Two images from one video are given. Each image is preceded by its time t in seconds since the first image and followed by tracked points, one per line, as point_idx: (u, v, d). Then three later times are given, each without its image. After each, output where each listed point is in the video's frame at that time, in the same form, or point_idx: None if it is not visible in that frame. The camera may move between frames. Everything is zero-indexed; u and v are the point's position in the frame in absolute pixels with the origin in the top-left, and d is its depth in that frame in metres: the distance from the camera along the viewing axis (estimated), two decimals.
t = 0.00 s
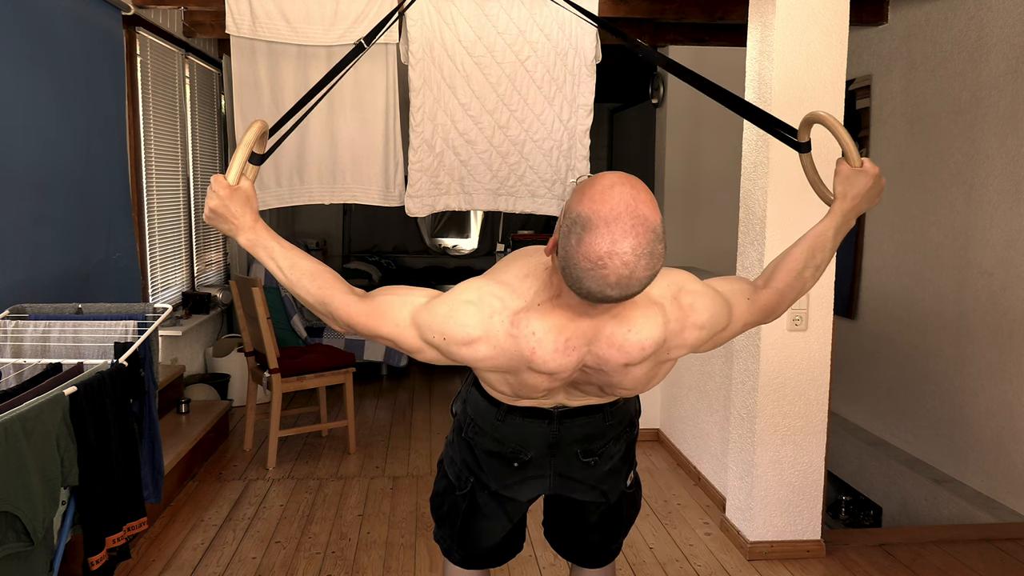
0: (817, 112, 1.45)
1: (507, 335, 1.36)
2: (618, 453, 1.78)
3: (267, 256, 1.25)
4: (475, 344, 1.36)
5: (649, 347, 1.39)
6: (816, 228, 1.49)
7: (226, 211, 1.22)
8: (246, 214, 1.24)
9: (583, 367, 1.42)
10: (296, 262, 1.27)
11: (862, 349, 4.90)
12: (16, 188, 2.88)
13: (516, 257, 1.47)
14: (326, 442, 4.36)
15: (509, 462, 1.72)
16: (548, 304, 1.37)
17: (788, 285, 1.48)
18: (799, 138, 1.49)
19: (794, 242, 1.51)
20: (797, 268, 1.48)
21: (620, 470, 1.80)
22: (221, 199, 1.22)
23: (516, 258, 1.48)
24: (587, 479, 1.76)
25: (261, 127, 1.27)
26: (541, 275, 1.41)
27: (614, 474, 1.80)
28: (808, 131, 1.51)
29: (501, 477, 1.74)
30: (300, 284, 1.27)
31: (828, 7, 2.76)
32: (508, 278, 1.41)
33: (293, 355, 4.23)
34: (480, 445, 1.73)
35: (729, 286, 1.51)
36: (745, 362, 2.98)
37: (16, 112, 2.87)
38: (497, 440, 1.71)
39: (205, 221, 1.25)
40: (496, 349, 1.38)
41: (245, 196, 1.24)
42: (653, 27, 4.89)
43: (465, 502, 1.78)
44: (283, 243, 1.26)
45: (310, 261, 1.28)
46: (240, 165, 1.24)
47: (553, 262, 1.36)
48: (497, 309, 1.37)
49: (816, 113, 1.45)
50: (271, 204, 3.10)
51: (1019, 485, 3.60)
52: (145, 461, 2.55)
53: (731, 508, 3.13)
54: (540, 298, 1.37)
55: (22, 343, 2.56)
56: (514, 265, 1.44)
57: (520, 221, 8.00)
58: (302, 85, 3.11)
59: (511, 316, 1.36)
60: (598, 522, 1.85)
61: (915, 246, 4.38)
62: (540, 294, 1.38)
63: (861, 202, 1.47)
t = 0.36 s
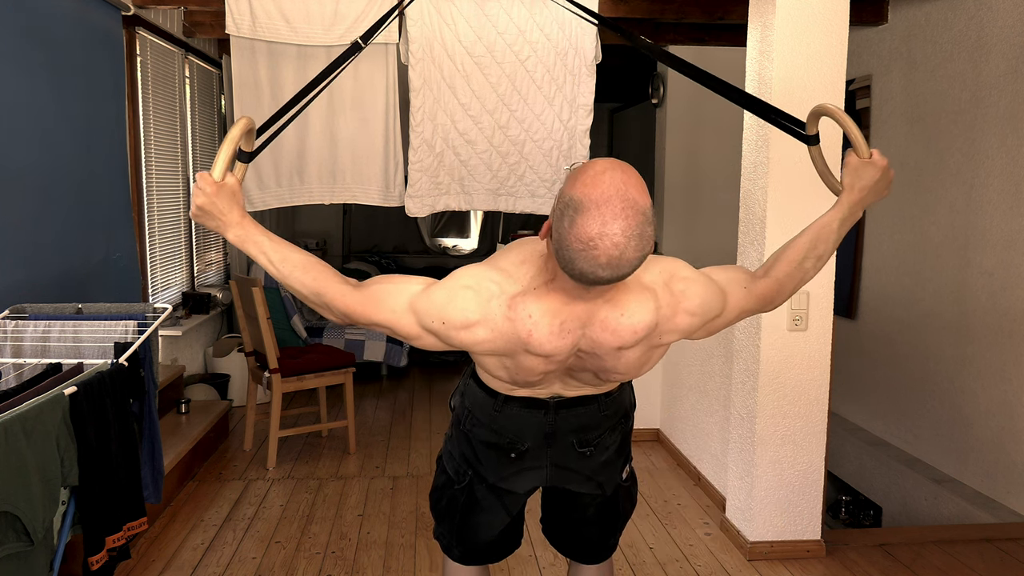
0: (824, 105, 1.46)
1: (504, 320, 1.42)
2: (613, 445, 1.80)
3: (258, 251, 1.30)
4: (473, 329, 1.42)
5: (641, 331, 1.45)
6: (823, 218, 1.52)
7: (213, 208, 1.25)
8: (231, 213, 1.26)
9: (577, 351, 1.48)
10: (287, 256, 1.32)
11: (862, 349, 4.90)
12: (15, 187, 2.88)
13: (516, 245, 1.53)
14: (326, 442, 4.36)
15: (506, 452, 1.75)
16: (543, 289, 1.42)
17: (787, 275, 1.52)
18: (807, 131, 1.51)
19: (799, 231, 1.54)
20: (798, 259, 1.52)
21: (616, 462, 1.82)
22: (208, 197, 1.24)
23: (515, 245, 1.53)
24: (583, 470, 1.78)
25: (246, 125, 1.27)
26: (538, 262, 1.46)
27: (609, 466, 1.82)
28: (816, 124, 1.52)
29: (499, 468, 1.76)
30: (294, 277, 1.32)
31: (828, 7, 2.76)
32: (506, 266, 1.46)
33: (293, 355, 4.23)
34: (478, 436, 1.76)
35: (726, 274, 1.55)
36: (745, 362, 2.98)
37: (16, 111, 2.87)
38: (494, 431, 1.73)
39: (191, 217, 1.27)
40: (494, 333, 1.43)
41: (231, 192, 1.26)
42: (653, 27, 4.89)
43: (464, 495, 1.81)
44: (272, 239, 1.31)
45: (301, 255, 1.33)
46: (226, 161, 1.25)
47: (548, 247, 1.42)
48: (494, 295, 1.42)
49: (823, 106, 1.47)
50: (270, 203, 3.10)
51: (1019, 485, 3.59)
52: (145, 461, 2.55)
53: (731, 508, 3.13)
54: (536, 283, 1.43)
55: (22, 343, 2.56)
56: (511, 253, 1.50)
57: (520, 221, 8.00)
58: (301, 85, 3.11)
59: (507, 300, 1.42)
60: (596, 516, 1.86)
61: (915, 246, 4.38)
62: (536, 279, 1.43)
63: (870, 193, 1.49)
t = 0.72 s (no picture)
0: (836, 99, 1.46)
1: (503, 306, 1.45)
2: (610, 438, 1.81)
3: (251, 244, 1.30)
4: (473, 316, 1.45)
5: (636, 317, 1.48)
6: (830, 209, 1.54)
7: (204, 202, 1.26)
8: (221, 207, 1.27)
9: (574, 338, 1.51)
10: (281, 247, 1.32)
11: (862, 349, 4.90)
12: (15, 187, 2.88)
13: (513, 236, 1.57)
14: (326, 442, 4.36)
15: (506, 444, 1.76)
16: (541, 276, 1.46)
17: (787, 264, 1.55)
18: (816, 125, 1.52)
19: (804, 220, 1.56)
20: (801, 249, 1.54)
21: (614, 456, 1.83)
22: (199, 191, 1.24)
23: (512, 237, 1.57)
24: (581, 463, 1.79)
25: (234, 120, 1.28)
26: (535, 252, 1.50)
27: (607, 460, 1.82)
28: (825, 117, 1.53)
29: (499, 461, 1.77)
30: (290, 268, 1.32)
31: (828, 7, 2.76)
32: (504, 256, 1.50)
33: (293, 355, 4.23)
34: (478, 429, 1.77)
35: (724, 263, 1.58)
36: (745, 362, 2.98)
37: (16, 111, 2.87)
38: (493, 424, 1.74)
39: (183, 212, 1.28)
40: (493, 319, 1.46)
41: (222, 184, 1.27)
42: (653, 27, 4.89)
43: (464, 490, 1.81)
44: (264, 231, 1.31)
45: (295, 246, 1.34)
46: (216, 155, 1.25)
47: (544, 234, 1.48)
48: (492, 282, 1.46)
49: (834, 100, 1.46)
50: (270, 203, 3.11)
51: (1019, 485, 3.59)
52: (145, 461, 2.55)
53: (731, 508, 3.13)
54: (534, 270, 1.46)
55: (22, 343, 2.56)
56: (508, 243, 1.53)
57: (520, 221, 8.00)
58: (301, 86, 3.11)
59: (505, 287, 1.45)
60: (594, 511, 1.86)
61: (916, 246, 4.37)
62: (534, 267, 1.47)
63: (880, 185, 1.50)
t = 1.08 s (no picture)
0: (845, 96, 1.45)
1: (506, 301, 1.46)
2: (610, 433, 1.81)
3: (250, 244, 1.30)
4: (476, 310, 1.46)
5: (635, 311, 1.49)
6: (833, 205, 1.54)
7: (199, 205, 1.24)
8: (216, 209, 1.26)
9: (574, 332, 1.51)
10: (281, 247, 1.32)
11: (862, 349, 4.90)
12: (15, 187, 2.88)
13: (515, 232, 1.58)
14: (326, 442, 4.36)
15: (506, 439, 1.76)
16: (542, 270, 1.46)
17: (788, 259, 1.55)
18: (823, 123, 1.52)
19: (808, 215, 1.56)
20: (803, 244, 1.54)
21: (613, 451, 1.83)
22: (195, 194, 1.23)
23: (514, 233, 1.58)
24: (581, 457, 1.79)
25: (225, 121, 1.27)
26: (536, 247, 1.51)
27: (606, 455, 1.82)
28: (833, 115, 1.52)
29: (500, 456, 1.77)
30: (291, 267, 1.32)
31: (828, 7, 2.76)
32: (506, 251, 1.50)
33: (293, 355, 4.23)
34: (479, 425, 1.77)
35: (724, 258, 1.59)
36: (745, 362, 2.98)
37: (16, 111, 2.86)
38: (495, 418, 1.74)
39: (178, 216, 1.26)
40: (496, 314, 1.47)
41: (216, 187, 1.26)
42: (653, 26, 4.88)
43: (465, 486, 1.81)
44: (263, 231, 1.31)
45: (294, 244, 1.33)
46: (210, 158, 1.24)
47: (545, 231, 1.48)
48: (495, 277, 1.46)
49: (843, 97, 1.45)
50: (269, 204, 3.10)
51: (1019, 485, 3.59)
52: (145, 461, 2.55)
53: (731, 508, 3.13)
54: (536, 266, 1.47)
55: (21, 343, 2.56)
56: (510, 239, 1.54)
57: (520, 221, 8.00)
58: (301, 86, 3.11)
59: (508, 282, 1.46)
60: (593, 507, 1.86)
61: (915, 246, 4.37)
62: (535, 262, 1.47)
63: (888, 183, 1.48)
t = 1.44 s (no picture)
0: (852, 98, 1.45)
1: (509, 289, 1.46)
2: (610, 428, 1.81)
3: (249, 241, 1.30)
4: (479, 300, 1.46)
5: (632, 299, 1.50)
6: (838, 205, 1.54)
7: (196, 203, 1.24)
8: (214, 206, 1.26)
9: (574, 322, 1.52)
10: (281, 243, 1.32)
11: (862, 349, 4.90)
12: (16, 187, 2.88)
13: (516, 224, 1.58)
14: (326, 442, 4.36)
15: (507, 434, 1.76)
16: (542, 259, 1.47)
17: (790, 255, 1.56)
18: (829, 124, 1.52)
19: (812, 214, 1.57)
20: (805, 241, 1.55)
21: (613, 446, 1.83)
22: (192, 192, 1.23)
23: (515, 226, 1.58)
24: (581, 452, 1.79)
25: (223, 119, 1.27)
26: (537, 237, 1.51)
27: (606, 450, 1.82)
28: (840, 116, 1.52)
29: (501, 452, 1.77)
30: (292, 262, 1.32)
31: (828, 7, 2.76)
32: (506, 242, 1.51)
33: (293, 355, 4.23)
34: (480, 419, 1.77)
35: (724, 250, 1.59)
36: (745, 362, 2.98)
37: (16, 111, 2.86)
38: (496, 412, 1.74)
39: (177, 216, 1.26)
40: (499, 303, 1.47)
41: (213, 185, 1.26)
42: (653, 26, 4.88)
43: (466, 482, 1.81)
44: (261, 227, 1.31)
45: (293, 239, 1.33)
46: (206, 156, 1.24)
47: (545, 220, 1.48)
48: (497, 266, 1.46)
49: (851, 99, 1.45)
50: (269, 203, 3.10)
51: (1018, 485, 3.60)
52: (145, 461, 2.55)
53: (731, 508, 3.13)
54: (536, 255, 1.47)
55: (22, 343, 2.56)
56: (511, 231, 1.54)
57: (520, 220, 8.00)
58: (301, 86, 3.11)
59: (510, 270, 1.46)
60: (592, 503, 1.85)
61: (916, 246, 4.37)
62: (536, 251, 1.48)
63: (894, 184, 1.48)
